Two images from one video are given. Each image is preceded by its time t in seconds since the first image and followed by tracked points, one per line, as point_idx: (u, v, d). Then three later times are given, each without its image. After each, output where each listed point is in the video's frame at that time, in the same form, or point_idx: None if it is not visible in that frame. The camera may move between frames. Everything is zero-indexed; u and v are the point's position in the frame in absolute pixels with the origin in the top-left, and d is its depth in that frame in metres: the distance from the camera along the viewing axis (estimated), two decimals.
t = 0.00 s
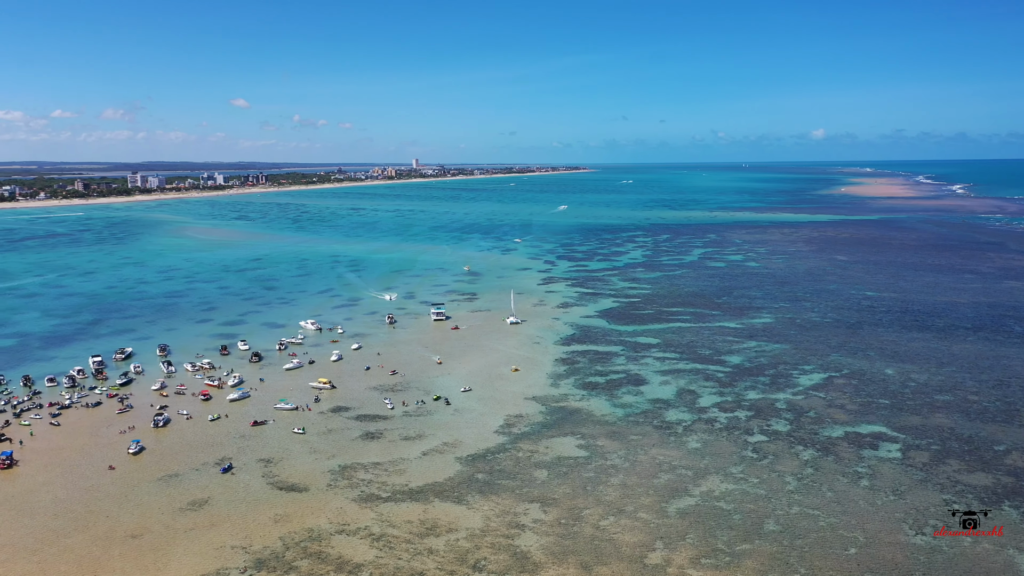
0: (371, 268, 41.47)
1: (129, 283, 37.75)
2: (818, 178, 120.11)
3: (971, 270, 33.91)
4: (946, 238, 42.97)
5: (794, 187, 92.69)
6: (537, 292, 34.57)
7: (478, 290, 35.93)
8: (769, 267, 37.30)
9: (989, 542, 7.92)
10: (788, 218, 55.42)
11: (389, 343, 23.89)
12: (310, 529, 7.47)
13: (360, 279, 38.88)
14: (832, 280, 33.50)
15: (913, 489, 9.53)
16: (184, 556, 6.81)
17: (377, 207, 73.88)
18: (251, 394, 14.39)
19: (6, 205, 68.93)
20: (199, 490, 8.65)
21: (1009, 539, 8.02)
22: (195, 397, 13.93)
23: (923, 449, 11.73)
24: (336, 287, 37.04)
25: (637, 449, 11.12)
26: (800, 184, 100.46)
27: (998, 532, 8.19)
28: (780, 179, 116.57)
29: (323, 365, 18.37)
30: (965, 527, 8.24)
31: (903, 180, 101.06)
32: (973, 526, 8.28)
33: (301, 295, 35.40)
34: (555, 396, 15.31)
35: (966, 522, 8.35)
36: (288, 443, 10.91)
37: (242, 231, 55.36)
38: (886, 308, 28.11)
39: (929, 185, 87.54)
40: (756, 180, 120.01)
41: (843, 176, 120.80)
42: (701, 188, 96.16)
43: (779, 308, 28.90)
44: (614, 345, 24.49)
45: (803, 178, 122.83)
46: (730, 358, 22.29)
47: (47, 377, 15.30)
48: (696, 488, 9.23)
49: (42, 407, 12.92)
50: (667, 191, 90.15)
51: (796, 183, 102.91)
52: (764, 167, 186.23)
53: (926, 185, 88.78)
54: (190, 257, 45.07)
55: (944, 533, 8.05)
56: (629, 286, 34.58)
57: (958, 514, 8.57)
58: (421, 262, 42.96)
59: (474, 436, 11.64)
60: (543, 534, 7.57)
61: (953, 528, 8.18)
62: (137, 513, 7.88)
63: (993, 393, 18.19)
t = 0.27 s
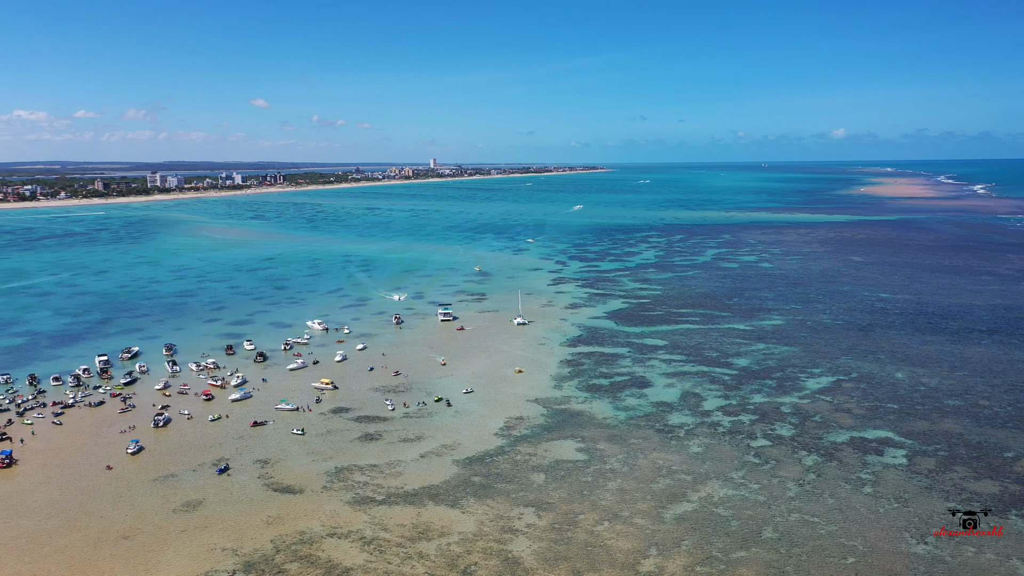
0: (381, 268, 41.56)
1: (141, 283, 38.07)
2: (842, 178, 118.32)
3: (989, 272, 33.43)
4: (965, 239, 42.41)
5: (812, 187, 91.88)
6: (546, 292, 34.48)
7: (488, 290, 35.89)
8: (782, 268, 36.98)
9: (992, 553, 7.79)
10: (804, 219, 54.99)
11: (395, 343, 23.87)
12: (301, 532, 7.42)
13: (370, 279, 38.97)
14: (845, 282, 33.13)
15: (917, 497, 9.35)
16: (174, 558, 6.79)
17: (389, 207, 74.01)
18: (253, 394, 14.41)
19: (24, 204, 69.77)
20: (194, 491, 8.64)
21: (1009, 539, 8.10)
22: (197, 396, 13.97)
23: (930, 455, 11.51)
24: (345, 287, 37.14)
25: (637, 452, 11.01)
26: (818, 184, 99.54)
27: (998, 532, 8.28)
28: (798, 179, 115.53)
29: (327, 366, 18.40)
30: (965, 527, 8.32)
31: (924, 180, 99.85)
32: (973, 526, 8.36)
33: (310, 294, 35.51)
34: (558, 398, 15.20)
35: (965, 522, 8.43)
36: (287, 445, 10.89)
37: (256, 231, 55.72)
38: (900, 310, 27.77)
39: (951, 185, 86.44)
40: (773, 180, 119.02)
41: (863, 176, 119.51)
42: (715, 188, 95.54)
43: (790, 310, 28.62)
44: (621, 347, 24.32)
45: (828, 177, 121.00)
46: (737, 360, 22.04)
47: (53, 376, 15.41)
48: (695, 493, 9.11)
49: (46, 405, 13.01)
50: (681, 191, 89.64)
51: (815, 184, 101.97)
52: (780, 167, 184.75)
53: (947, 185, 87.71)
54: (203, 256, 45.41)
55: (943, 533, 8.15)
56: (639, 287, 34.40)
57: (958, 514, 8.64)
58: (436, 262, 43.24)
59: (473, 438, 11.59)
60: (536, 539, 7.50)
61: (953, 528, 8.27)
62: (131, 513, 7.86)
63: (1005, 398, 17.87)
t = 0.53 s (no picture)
0: (391, 268, 41.64)
1: (152, 282, 38.34)
2: (859, 177, 117.36)
3: (1005, 274, 33.00)
4: (982, 240, 41.91)
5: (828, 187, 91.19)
6: (555, 293, 34.42)
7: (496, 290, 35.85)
8: (794, 269, 36.71)
9: (995, 562, 7.69)
10: (819, 219, 54.56)
11: (399, 344, 23.87)
12: (295, 535, 7.39)
13: (379, 278, 39.04)
14: (858, 283, 32.82)
15: (921, 503, 9.20)
16: (166, 561, 6.77)
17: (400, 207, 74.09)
18: (255, 394, 14.44)
19: (39, 204, 70.56)
20: (190, 492, 8.62)
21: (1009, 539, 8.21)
22: (200, 396, 14.01)
23: (936, 460, 11.31)
24: (354, 287, 37.22)
25: (638, 456, 10.91)
26: (835, 184, 98.78)
27: (998, 531, 8.39)
28: (814, 179, 114.64)
29: (331, 366, 18.42)
30: (966, 527, 8.42)
31: (943, 180, 98.81)
32: (973, 525, 8.46)
33: (318, 294, 35.60)
34: (560, 400, 15.12)
35: (966, 522, 8.53)
36: (286, 446, 10.88)
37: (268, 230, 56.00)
38: (912, 312, 27.47)
39: (970, 185, 85.54)
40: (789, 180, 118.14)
41: (881, 176, 118.43)
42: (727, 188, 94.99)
43: (800, 311, 28.38)
44: (626, 348, 24.17)
45: (845, 177, 120.04)
46: (744, 362, 21.78)
47: (59, 375, 15.52)
48: (694, 498, 9.01)
49: (50, 404, 13.09)
50: (693, 191, 89.17)
51: (831, 184, 101.15)
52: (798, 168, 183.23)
53: (966, 185, 86.76)
54: (214, 256, 45.69)
55: (945, 533, 8.24)
56: (648, 288, 34.24)
57: (959, 514, 8.73)
58: (445, 262, 43.26)
59: (473, 440, 11.55)
60: (530, 544, 7.45)
61: (953, 528, 8.37)
62: (126, 513, 7.86)
63: (1016, 402, 17.60)
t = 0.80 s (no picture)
0: (402, 268, 41.71)
1: (165, 281, 38.64)
2: (880, 177, 116.17)
3: None
4: (1002, 241, 41.30)
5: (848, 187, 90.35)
6: (566, 293, 34.32)
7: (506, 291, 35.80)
8: (809, 270, 36.37)
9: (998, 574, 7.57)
10: (836, 220, 54.04)
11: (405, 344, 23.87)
12: (287, 537, 7.34)
13: (391, 278, 39.12)
14: (872, 285, 32.44)
15: (926, 512, 9.02)
16: (158, 563, 6.74)
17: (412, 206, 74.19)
18: (258, 394, 14.46)
19: (57, 204, 71.36)
20: (186, 492, 8.61)
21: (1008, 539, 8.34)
22: (203, 395, 14.05)
23: (943, 467, 11.07)
24: (364, 287, 37.31)
25: (638, 460, 10.79)
26: (854, 184, 97.85)
27: (998, 532, 8.52)
28: (834, 180, 113.59)
29: (336, 366, 18.44)
30: (965, 528, 8.55)
31: (966, 180, 97.53)
32: (974, 526, 8.58)
33: (328, 294, 35.70)
34: (563, 402, 15.02)
35: (966, 523, 8.66)
36: (284, 446, 10.86)
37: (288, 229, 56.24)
38: (928, 315, 27.11)
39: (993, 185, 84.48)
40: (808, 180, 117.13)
41: (902, 176, 117.11)
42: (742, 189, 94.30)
43: (812, 313, 28.09)
44: (633, 350, 23.98)
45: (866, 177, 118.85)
46: (752, 366, 21.37)
47: (65, 373, 15.62)
48: (692, 504, 8.89)
49: (54, 402, 13.16)
50: (708, 191, 88.56)
51: (851, 184, 100.16)
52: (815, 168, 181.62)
53: (989, 185, 85.63)
54: (228, 255, 46.02)
55: (945, 533, 8.37)
56: (660, 289, 34.04)
57: (959, 514, 8.87)
58: (457, 262, 43.28)
59: (472, 442, 11.50)
60: (523, 549, 7.40)
61: (953, 528, 8.50)
62: (120, 512, 7.84)
63: None
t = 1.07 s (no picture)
0: (413, 268, 41.79)
1: (177, 280, 38.93)
2: (899, 177, 115.02)
3: None
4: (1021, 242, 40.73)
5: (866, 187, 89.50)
6: (576, 294, 34.24)
7: (515, 291, 35.75)
8: (822, 271, 36.06)
9: None
10: (852, 220, 53.56)
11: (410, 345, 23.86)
12: (280, 539, 7.32)
13: (400, 278, 39.19)
14: (886, 286, 32.09)
15: (930, 519, 8.85)
16: (150, 565, 6.73)
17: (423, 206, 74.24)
18: (261, 394, 14.49)
19: (73, 204, 72.11)
20: (182, 492, 8.60)
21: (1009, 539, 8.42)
22: (206, 395, 14.10)
23: (950, 473, 10.82)
24: (374, 286, 37.39)
25: (638, 463, 10.69)
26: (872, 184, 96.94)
27: (998, 532, 8.61)
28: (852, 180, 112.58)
29: (340, 367, 18.48)
30: (965, 528, 8.63)
31: (986, 180, 96.28)
32: (974, 526, 8.67)
33: (337, 294, 35.80)
34: (566, 404, 14.93)
35: (966, 522, 8.74)
36: (284, 447, 10.85)
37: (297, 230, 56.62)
38: (942, 317, 26.77)
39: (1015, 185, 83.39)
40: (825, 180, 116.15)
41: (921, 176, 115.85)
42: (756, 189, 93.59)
43: (823, 315, 27.84)
44: (637, 352, 23.75)
45: (884, 177, 117.70)
46: (760, 368, 20.69)
47: (72, 372, 15.74)
48: (691, 508, 8.79)
49: (59, 400, 13.26)
50: (721, 191, 87.93)
51: (869, 184, 99.21)
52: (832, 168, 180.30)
53: (1010, 185, 84.59)
54: (240, 254, 46.31)
55: (946, 533, 8.44)
56: (669, 290, 33.88)
57: (959, 514, 8.95)
58: (469, 262, 43.31)
59: (472, 444, 11.46)
60: (516, 553, 7.36)
61: (953, 528, 8.57)
62: (115, 513, 7.84)
63: None
